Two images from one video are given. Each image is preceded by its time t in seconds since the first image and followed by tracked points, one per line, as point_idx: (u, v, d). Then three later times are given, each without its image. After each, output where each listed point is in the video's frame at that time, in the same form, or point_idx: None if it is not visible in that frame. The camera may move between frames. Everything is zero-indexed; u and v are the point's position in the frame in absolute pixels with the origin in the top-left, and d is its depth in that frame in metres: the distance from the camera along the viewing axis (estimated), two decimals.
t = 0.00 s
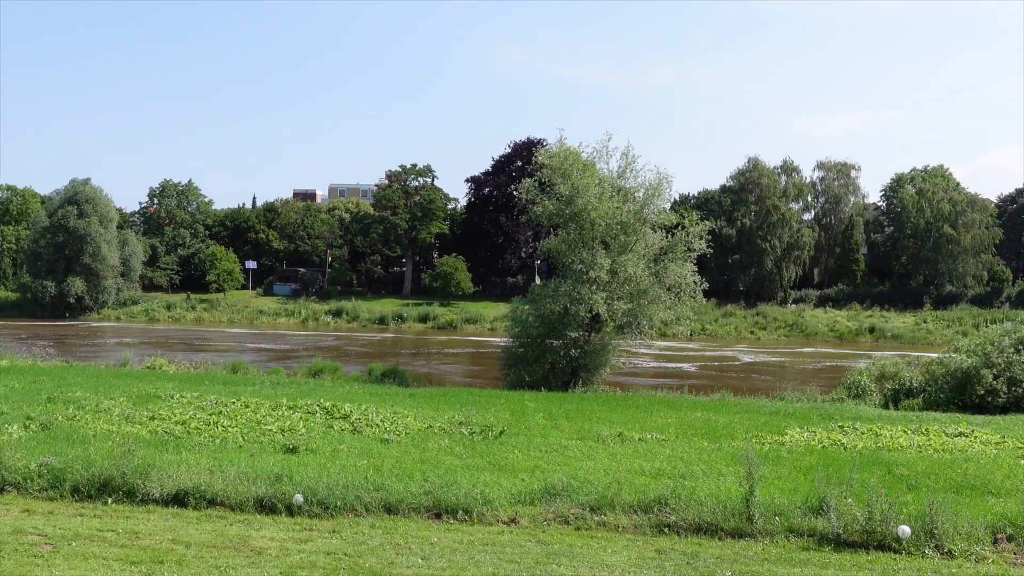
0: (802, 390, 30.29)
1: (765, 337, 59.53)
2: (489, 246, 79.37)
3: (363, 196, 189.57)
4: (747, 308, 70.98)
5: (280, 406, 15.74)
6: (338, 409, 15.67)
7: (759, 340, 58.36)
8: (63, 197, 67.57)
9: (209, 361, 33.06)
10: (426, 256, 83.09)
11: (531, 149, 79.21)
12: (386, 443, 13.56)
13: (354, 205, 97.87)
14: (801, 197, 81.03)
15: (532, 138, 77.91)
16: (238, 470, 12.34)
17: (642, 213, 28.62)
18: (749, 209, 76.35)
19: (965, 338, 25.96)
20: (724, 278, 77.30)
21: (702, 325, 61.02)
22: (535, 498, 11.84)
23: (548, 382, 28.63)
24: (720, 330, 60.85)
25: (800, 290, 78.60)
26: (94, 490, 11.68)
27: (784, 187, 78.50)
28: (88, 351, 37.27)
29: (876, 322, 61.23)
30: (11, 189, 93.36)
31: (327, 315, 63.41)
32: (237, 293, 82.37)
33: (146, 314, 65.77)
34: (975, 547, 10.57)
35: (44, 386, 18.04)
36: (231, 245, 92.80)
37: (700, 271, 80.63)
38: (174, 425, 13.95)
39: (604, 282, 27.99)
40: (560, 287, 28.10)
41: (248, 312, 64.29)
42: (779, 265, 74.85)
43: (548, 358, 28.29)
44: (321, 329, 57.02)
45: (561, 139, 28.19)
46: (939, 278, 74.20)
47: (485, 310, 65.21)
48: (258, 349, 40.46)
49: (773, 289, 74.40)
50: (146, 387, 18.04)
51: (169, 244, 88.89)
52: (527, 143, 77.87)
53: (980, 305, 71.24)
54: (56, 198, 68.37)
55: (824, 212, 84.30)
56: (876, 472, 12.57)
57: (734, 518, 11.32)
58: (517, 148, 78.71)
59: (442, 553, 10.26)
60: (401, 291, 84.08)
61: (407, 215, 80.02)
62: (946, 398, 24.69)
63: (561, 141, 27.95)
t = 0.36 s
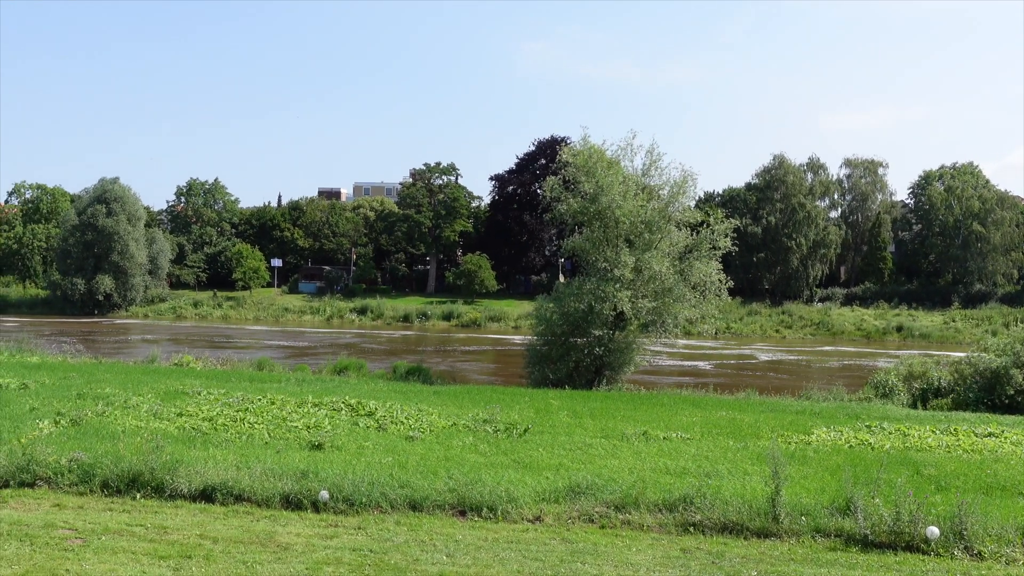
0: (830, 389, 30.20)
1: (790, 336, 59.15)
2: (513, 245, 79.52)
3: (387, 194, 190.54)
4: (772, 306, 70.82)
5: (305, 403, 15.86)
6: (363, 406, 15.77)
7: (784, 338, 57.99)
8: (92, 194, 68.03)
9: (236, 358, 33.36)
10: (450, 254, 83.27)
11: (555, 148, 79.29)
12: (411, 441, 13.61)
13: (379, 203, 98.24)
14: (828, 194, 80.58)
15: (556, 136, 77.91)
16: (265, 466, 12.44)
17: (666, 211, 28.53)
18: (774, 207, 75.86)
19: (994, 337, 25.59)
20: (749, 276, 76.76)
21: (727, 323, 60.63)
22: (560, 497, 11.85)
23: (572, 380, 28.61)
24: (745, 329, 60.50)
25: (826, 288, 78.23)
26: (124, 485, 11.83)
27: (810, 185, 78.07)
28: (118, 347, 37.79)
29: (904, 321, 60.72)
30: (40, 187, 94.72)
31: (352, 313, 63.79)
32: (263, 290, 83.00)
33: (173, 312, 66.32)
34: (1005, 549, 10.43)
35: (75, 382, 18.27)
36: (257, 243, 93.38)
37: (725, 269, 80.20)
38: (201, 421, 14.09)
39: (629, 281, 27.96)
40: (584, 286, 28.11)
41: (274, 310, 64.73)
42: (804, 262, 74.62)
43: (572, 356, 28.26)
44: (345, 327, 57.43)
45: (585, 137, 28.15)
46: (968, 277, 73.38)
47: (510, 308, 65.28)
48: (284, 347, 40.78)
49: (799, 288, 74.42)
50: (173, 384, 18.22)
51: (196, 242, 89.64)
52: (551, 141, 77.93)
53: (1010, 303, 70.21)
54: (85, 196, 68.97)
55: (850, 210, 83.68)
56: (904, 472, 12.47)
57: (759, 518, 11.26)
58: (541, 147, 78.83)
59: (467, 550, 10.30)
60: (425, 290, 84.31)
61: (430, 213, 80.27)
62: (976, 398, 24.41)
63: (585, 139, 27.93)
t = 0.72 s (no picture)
0: (858, 388, 30.15)
1: (817, 335, 58.79)
2: (538, 243, 79.55)
3: (413, 192, 191.15)
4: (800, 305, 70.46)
5: (331, 400, 15.96)
6: (388, 403, 15.84)
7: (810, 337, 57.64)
8: (121, 193, 69.02)
9: (262, 355, 33.64)
10: (475, 252, 83.38)
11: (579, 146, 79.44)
12: (436, 438, 13.66)
13: (404, 201, 98.43)
14: (855, 192, 80.00)
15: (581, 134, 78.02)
16: (291, 463, 12.53)
17: (692, 209, 28.40)
18: (801, 205, 75.30)
19: None
20: (774, 275, 76.11)
21: (753, 321, 60.24)
22: (585, 495, 11.84)
23: (597, 379, 28.62)
24: (771, 328, 60.12)
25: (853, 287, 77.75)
26: (153, 480, 11.96)
27: (837, 182, 77.46)
28: (146, 344, 38.26)
29: (933, 320, 60.09)
30: (70, 185, 96.04)
31: (377, 311, 64.07)
32: (290, 288, 83.58)
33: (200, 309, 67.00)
34: None
35: (105, 378, 18.51)
36: (282, 241, 94.02)
37: (750, 267, 79.73)
38: (229, 418, 14.22)
39: (654, 279, 27.89)
40: (608, 285, 28.09)
41: (300, 308, 65.18)
42: (832, 261, 74.20)
43: (597, 354, 28.24)
44: (371, 324, 57.76)
45: (611, 135, 28.06)
46: (998, 276, 72.51)
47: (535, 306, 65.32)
48: (308, 344, 41.09)
49: (826, 287, 74.19)
50: (200, 381, 18.41)
51: (223, 240, 90.45)
52: (576, 139, 78.13)
53: None
54: (115, 194, 69.96)
55: (879, 208, 83.11)
56: (933, 474, 12.36)
57: (785, 518, 11.20)
58: (565, 145, 79.02)
59: (492, 548, 10.32)
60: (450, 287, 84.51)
61: (455, 211, 80.37)
62: (1006, 399, 24.16)
63: (610, 137, 27.83)
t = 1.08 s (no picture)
0: (885, 388, 29.93)
1: (844, 334, 58.37)
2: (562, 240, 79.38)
3: (437, 190, 191.84)
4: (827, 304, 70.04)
5: (356, 397, 16.06)
6: (413, 400, 15.91)
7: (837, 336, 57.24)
8: (149, 191, 69.76)
9: (288, 352, 33.84)
10: (499, 250, 83.49)
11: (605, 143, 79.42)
12: (460, 435, 13.71)
13: (428, 199, 98.54)
14: (884, 189, 79.26)
15: (606, 132, 78.08)
16: (317, 459, 12.62)
17: (718, 207, 28.26)
18: (828, 203, 74.85)
19: None
20: (801, 273, 75.59)
21: (779, 320, 59.85)
22: (609, 494, 11.84)
23: (621, 377, 28.60)
24: (797, 327, 59.75)
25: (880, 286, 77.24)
26: (181, 475, 12.09)
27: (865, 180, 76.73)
28: (173, 341, 38.67)
29: (962, 319, 59.37)
30: (98, 183, 97.48)
31: (401, 308, 64.09)
32: (315, 286, 84.08)
33: (227, 306, 67.54)
34: None
35: (134, 374, 18.74)
36: (307, 239, 93.74)
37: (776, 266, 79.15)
38: (255, 414, 14.34)
39: (679, 277, 27.82)
40: (633, 283, 28.07)
41: (325, 305, 65.55)
42: (859, 259, 73.69)
43: (621, 352, 28.20)
44: (395, 322, 57.96)
45: (636, 133, 28.04)
46: None
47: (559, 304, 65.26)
48: (331, 341, 41.33)
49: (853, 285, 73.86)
50: (227, 377, 18.63)
51: (250, 238, 91.09)
52: (600, 138, 78.32)
53: None
54: (143, 193, 70.73)
55: (907, 206, 81.86)
56: (962, 474, 12.23)
57: (812, 518, 11.13)
58: (590, 143, 79.26)
59: (517, 546, 10.33)
60: (474, 285, 84.61)
61: (480, 209, 80.30)
62: None
63: (635, 134, 27.81)
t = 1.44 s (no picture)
0: (912, 388, 29.82)
1: (870, 333, 57.92)
2: (586, 238, 79.23)
3: (462, 188, 192.47)
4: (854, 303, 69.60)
5: (380, 394, 16.16)
6: (436, 398, 15.97)
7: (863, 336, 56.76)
8: (176, 189, 70.42)
9: (313, 349, 34.08)
10: (522, 248, 83.62)
11: (628, 141, 79.39)
12: (484, 433, 13.74)
13: (452, 197, 98.84)
14: (911, 187, 78.42)
15: (630, 130, 77.93)
16: (342, 456, 12.70)
17: (743, 206, 28.12)
18: (855, 201, 73.99)
19: None
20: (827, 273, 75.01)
21: (804, 319, 59.51)
22: (633, 492, 11.82)
23: (645, 376, 28.54)
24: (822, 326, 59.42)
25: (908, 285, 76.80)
26: (207, 471, 12.20)
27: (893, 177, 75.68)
28: (199, 337, 39.09)
29: (990, 319, 58.65)
30: (129, 181, 99.86)
31: (425, 306, 64.24)
32: (339, 283, 84.56)
33: (252, 304, 68.09)
34: None
35: (161, 370, 18.96)
36: (332, 237, 94.61)
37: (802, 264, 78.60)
38: (281, 410, 14.45)
39: (704, 276, 27.74)
40: (657, 282, 28.00)
41: (349, 303, 65.93)
42: (886, 258, 73.09)
43: (645, 351, 28.15)
44: (418, 320, 58.17)
45: (660, 131, 28.00)
46: None
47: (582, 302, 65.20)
48: (353, 338, 41.63)
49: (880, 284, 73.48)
50: (253, 373, 18.80)
51: (275, 235, 91.72)
52: (625, 135, 78.23)
53: None
54: (170, 191, 71.32)
55: (936, 204, 80.82)
56: (991, 476, 12.10)
57: (838, 519, 11.05)
58: (614, 141, 79.13)
59: (541, 543, 10.34)
60: (497, 283, 84.70)
61: (503, 207, 80.38)
62: None
63: (659, 133, 27.77)
